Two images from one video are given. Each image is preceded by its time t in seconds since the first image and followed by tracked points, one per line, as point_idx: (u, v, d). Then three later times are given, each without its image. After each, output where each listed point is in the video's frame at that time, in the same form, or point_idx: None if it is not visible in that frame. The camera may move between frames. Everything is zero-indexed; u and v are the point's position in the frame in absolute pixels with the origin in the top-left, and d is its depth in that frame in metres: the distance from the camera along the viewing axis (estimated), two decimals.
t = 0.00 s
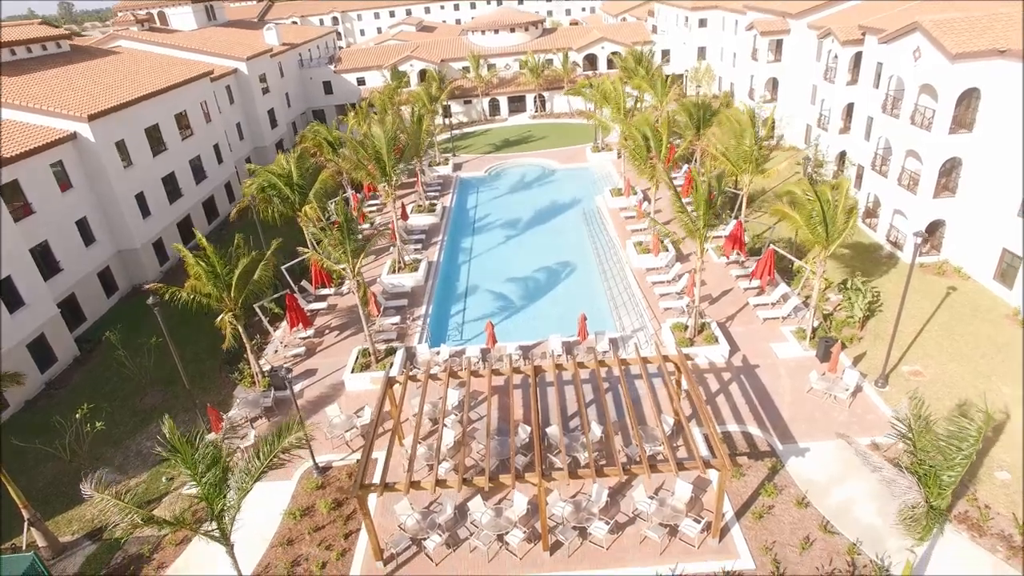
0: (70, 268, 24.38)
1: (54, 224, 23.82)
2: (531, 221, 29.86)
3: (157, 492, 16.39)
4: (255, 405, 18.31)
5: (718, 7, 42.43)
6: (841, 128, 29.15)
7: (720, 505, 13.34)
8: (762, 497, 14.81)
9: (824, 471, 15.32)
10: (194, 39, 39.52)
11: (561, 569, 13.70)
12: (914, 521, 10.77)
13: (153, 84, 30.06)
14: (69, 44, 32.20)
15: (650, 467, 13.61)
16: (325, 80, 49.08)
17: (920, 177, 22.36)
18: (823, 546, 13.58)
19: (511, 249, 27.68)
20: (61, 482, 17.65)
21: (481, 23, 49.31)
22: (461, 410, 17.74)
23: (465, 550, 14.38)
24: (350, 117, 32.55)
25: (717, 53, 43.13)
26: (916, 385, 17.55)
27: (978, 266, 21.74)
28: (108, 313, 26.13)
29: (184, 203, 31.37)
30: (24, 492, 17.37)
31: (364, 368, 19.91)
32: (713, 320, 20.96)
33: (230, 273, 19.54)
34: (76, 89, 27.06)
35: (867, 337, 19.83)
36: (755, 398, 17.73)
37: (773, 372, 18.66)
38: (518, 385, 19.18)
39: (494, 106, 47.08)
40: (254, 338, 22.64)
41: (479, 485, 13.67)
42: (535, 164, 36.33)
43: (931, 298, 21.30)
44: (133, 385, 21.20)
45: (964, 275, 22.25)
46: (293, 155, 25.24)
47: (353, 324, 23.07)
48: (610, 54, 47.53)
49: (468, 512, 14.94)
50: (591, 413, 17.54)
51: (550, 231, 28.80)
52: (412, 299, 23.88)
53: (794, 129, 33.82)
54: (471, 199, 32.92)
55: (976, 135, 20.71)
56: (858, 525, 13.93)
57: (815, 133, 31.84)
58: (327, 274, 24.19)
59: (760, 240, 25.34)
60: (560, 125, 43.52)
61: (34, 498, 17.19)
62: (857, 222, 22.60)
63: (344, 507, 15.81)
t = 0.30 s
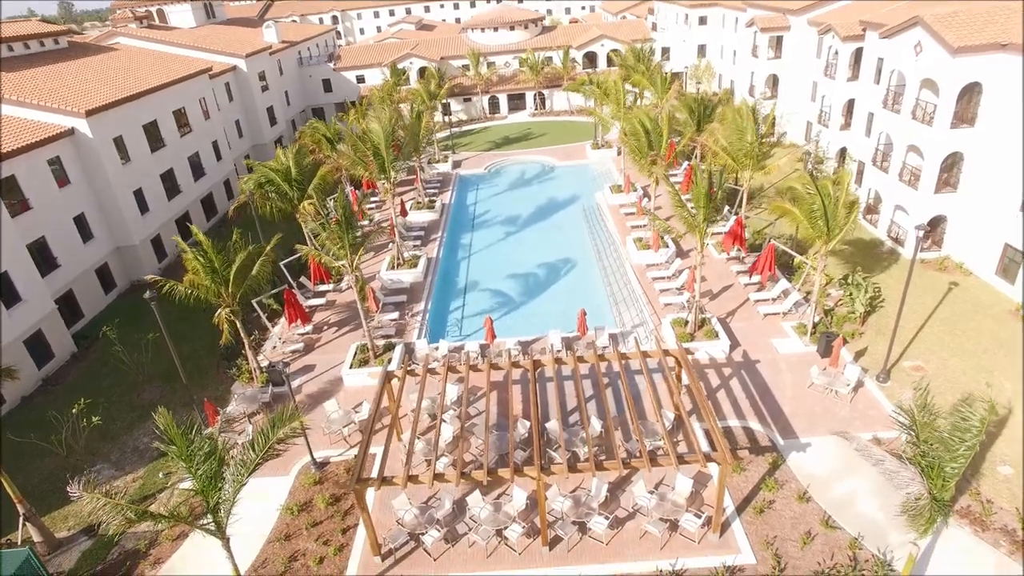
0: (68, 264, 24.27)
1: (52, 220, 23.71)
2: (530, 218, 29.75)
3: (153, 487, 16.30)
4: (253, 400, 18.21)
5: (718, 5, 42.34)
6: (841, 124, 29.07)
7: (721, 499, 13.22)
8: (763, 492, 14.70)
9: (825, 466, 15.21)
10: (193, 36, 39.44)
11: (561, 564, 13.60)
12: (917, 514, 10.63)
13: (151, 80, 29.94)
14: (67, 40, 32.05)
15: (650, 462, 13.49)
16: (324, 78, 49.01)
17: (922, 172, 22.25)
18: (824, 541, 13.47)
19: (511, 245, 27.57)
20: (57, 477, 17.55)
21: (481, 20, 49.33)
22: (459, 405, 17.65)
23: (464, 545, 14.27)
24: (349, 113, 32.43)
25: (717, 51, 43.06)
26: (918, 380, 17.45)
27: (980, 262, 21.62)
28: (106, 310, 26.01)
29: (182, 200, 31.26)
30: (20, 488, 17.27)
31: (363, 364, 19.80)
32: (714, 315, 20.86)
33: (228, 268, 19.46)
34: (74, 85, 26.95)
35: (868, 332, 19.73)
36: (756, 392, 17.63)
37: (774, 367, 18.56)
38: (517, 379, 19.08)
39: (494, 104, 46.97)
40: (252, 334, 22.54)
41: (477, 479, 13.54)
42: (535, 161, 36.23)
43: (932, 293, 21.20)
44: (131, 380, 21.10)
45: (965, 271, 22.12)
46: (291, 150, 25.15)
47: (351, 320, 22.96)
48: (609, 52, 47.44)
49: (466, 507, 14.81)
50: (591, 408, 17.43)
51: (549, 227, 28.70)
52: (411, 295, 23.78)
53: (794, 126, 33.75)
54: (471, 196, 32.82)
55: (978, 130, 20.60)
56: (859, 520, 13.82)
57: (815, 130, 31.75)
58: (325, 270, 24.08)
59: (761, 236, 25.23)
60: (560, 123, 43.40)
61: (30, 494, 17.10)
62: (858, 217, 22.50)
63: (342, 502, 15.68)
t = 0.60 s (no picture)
0: (65, 260, 24.16)
1: (50, 215, 23.63)
2: (530, 215, 29.62)
3: (150, 482, 16.17)
4: (251, 396, 18.11)
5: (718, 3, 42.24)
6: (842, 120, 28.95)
7: (721, 494, 13.09)
8: (764, 487, 14.58)
9: (827, 461, 15.11)
10: (192, 33, 39.35)
11: (560, 559, 13.47)
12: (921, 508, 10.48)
13: (149, 77, 29.82)
14: (65, 37, 31.91)
15: (650, 456, 13.37)
16: (324, 75, 48.95)
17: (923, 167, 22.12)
18: (826, 536, 13.35)
19: (510, 242, 27.45)
20: (53, 473, 17.44)
21: (480, 18, 49.45)
22: (458, 400, 17.54)
23: (462, 540, 14.15)
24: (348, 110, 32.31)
25: (717, 49, 42.95)
26: (920, 375, 17.34)
27: (982, 257, 21.51)
28: (104, 306, 25.90)
29: (181, 197, 31.13)
30: (15, 484, 17.14)
31: (361, 359, 19.68)
32: (714, 311, 20.74)
33: (225, 263, 19.34)
34: (72, 80, 26.83)
35: (869, 328, 19.60)
36: (757, 387, 17.52)
37: (775, 362, 18.43)
38: (516, 375, 18.95)
39: (494, 101, 46.87)
40: (250, 330, 22.42)
41: (476, 473, 13.43)
42: (534, 158, 36.13)
43: (934, 289, 21.07)
44: (128, 376, 20.98)
45: (967, 266, 22.01)
46: (290, 146, 25.04)
47: (350, 317, 22.84)
48: (610, 49, 47.36)
49: (465, 502, 14.69)
50: (591, 403, 17.31)
51: (548, 224, 28.59)
52: (410, 291, 23.68)
53: (795, 123, 33.65)
54: (470, 193, 32.72)
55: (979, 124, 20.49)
56: (861, 514, 13.71)
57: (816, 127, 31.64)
58: (324, 266, 23.95)
59: (761, 232, 25.11)
60: (560, 120, 43.29)
61: (25, 489, 16.98)
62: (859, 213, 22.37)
63: (340, 497, 15.57)
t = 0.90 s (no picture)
0: (63, 255, 24.06)
1: (47, 210, 23.51)
2: (530, 211, 29.51)
3: (147, 478, 16.04)
4: (249, 391, 18.01)
5: None
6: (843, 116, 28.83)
7: (722, 488, 12.96)
8: (765, 481, 14.47)
9: (828, 456, 14.99)
10: (190, 30, 39.25)
11: (560, 554, 13.35)
12: (925, 499, 10.32)
13: (147, 72, 29.71)
14: (63, 32, 31.78)
15: (651, 449, 13.26)
16: (323, 73, 48.88)
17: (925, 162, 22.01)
18: (828, 530, 13.24)
19: (510, 238, 27.34)
20: (48, 468, 17.34)
21: (480, 16, 49.41)
22: (457, 395, 17.43)
23: (461, 535, 14.04)
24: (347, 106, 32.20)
25: (717, 46, 42.84)
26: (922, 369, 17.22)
27: (983, 252, 21.39)
28: (102, 302, 25.80)
29: (179, 193, 31.00)
30: (11, 479, 17.05)
31: (360, 354, 19.59)
32: (715, 306, 20.62)
33: (223, 257, 19.23)
34: (70, 76, 26.72)
35: (871, 323, 19.49)
36: (757, 382, 17.42)
37: (776, 357, 18.31)
38: (515, 369, 18.84)
39: (494, 99, 46.76)
40: (248, 325, 22.30)
41: (474, 466, 13.33)
42: (534, 155, 36.02)
43: (936, 284, 20.95)
44: (125, 372, 20.88)
45: (969, 261, 21.88)
46: (288, 141, 24.91)
47: (349, 312, 22.73)
48: (610, 47, 47.25)
49: (463, 497, 14.58)
50: (591, 397, 17.20)
51: (548, 220, 28.46)
52: (409, 287, 23.57)
53: (795, 119, 33.56)
54: (470, 189, 32.61)
55: (981, 119, 20.39)
56: (864, 509, 13.58)
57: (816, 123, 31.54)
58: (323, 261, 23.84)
59: (762, 227, 24.99)
60: (560, 117, 43.19)
61: (21, 485, 16.88)
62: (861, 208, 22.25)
63: (338, 492, 15.46)
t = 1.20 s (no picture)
0: (59, 250, 23.92)
1: (44, 205, 23.39)
2: (529, 206, 29.40)
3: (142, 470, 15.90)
4: (246, 384, 17.89)
5: None
6: (844, 111, 28.70)
7: (722, 479, 12.82)
8: (767, 473, 14.34)
9: (830, 447, 14.86)
10: (189, 26, 39.15)
11: (559, 546, 13.21)
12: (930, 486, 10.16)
13: (145, 67, 29.57)
14: (61, 27, 31.67)
15: (650, 440, 13.14)
16: (322, 70, 48.75)
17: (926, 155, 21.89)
18: (830, 522, 13.10)
19: (509, 232, 27.22)
20: (43, 460, 17.23)
21: (481, 12, 48.73)
22: (455, 388, 17.32)
23: (458, 527, 13.89)
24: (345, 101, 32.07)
25: (717, 43, 42.71)
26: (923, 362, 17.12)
27: (985, 246, 21.27)
28: (99, 297, 25.65)
29: (177, 188, 30.86)
30: (5, 472, 16.92)
31: (357, 348, 19.47)
32: (715, 300, 20.49)
33: (220, 249, 19.09)
34: (67, 70, 26.59)
35: (872, 316, 19.37)
36: (758, 374, 17.30)
37: (777, 350, 18.19)
38: (514, 362, 18.72)
39: (493, 96, 46.63)
40: (246, 319, 22.16)
41: (472, 456, 13.21)
42: (534, 151, 35.90)
43: (937, 278, 20.82)
44: (121, 366, 20.75)
45: (970, 255, 21.74)
46: (285, 135, 24.78)
47: (347, 306, 22.60)
48: (610, 43, 47.15)
49: (461, 489, 14.45)
50: (590, 390, 17.07)
51: (547, 215, 28.34)
52: (408, 281, 23.46)
53: (795, 115, 33.44)
54: (469, 185, 32.51)
55: (983, 111, 20.28)
56: (866, 500, 13.45)
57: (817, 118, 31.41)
58: (321, 255, 23.70)
59: (762, 222, 24.87)
60: (560, 114, 43.01)
61: (15, 478, 16.76)
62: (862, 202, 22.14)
63: (335, 485, 15.33)
